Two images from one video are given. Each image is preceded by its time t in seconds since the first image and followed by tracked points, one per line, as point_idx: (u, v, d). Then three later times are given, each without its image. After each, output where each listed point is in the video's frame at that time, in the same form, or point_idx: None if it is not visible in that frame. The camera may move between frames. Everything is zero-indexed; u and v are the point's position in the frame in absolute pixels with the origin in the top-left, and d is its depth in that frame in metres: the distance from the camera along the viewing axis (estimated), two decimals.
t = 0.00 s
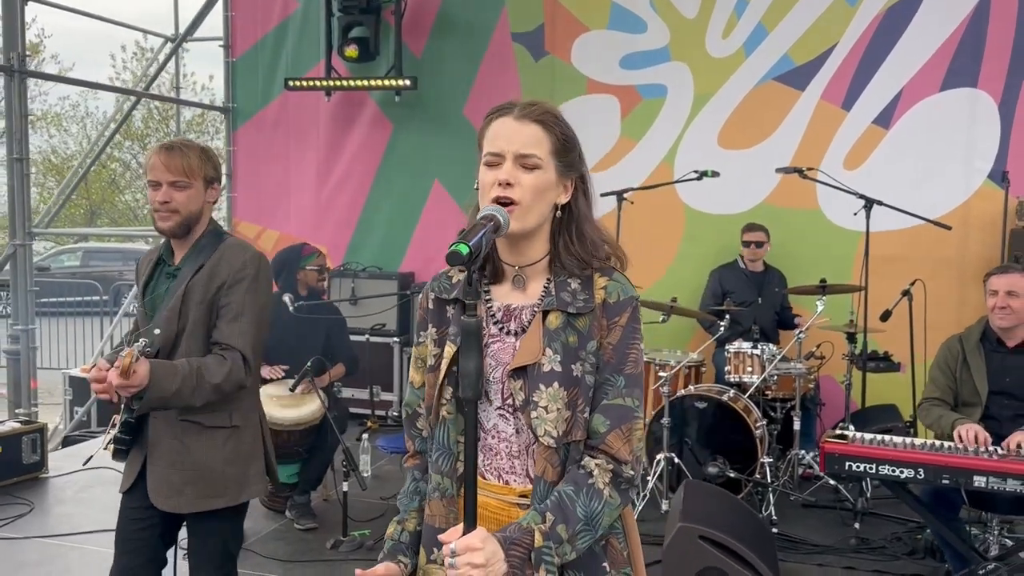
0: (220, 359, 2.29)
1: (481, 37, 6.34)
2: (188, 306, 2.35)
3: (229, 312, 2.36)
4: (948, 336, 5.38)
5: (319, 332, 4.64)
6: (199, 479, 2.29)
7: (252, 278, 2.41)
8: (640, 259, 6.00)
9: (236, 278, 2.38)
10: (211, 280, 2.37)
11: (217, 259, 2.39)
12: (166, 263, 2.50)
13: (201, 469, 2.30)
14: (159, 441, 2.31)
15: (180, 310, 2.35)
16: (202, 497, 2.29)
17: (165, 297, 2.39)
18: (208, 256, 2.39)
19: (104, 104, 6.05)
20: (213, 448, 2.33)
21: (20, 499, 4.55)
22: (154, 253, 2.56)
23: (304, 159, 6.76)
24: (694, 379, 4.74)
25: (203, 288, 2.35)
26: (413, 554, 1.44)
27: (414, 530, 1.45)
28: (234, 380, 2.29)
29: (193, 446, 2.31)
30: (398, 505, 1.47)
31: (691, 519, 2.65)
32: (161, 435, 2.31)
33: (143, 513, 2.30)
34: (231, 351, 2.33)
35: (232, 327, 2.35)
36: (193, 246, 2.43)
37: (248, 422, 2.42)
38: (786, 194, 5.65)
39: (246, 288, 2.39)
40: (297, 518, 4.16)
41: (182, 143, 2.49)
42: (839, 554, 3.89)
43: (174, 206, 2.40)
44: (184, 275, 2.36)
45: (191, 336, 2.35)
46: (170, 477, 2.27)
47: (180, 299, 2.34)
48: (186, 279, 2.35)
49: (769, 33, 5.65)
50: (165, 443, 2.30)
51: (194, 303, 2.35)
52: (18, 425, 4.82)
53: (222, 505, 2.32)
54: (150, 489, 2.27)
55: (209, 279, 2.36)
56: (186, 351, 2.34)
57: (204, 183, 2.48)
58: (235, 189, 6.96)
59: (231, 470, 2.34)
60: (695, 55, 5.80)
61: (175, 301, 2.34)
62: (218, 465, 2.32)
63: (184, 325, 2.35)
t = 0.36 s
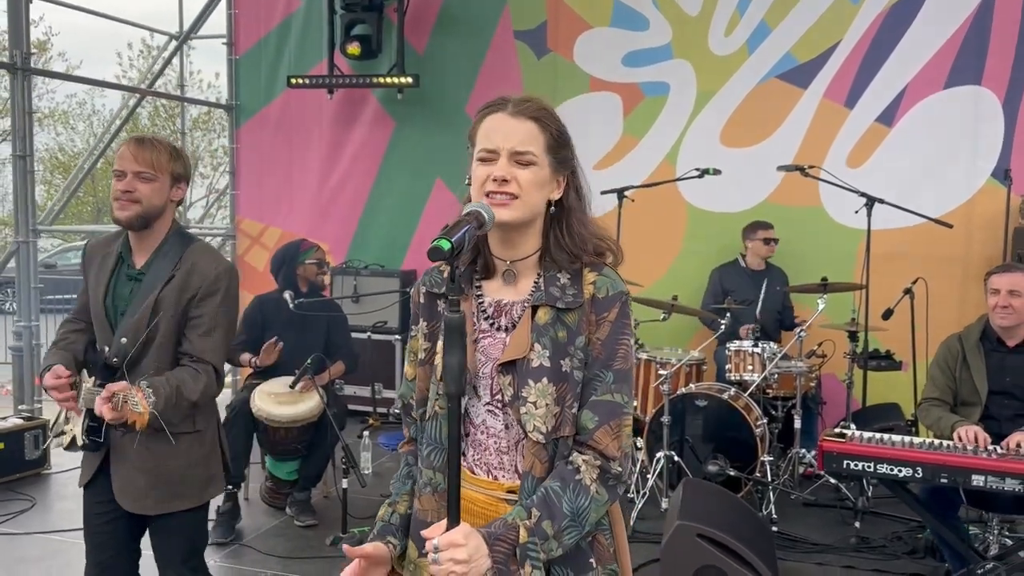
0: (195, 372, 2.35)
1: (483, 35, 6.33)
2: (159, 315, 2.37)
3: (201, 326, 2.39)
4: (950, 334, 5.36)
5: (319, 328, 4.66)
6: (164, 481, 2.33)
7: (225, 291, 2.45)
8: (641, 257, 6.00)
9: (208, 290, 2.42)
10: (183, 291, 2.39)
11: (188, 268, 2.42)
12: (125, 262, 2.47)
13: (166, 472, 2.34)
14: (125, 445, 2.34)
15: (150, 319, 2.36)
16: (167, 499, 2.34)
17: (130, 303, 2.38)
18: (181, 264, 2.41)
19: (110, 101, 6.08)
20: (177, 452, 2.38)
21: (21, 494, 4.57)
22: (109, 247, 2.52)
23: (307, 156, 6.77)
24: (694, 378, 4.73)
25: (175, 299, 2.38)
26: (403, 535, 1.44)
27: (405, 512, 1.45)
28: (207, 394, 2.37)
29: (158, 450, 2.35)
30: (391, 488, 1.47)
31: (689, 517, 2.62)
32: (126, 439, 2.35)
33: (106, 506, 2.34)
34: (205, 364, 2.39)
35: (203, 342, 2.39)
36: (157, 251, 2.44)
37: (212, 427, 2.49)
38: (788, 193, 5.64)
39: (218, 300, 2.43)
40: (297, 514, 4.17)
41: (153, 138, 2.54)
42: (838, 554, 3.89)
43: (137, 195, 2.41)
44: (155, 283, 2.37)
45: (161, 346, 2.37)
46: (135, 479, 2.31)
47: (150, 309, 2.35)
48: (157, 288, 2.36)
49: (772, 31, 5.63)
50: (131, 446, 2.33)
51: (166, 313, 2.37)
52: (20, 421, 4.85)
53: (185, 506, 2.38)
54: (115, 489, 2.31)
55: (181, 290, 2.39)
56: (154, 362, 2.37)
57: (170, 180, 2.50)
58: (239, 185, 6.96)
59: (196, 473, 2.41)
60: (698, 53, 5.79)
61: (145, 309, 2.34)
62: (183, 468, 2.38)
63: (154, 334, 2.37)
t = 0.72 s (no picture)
0: (179, 380, 2.40)
1: (489, 32, 6.33)
2: (144, 323, 2.38)
3: (184, 334, 2.41)
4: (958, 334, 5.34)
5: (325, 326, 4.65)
6: (144, 487, 2.33)
7: (210, 300, 2.45)
8: (646, 255, 5.99)
9: (193, 298, 2.43)
10: (168, 299, 2.41)
11: (172, 277, 2.43)
12: (105, 269, 2.46)
13: (145, 478, 2.34)
14: (101, 452, 2.35)
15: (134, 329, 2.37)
16: (148, 505, 2.33)
17: (113, 312, 2.38)
18: (166, 275, 2.42)
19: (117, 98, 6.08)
20: (155, 458, 2.38)
21: (27, 490, 4.60)
22: (85, 252, 2.51)
23: (313, 154, 6.78)
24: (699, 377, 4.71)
25: (160, 308, 2.39)
26: (400, 549, 1.44)
27: (401, 527, 1.45)
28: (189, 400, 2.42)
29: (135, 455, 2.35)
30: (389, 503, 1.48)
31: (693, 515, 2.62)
32: (102, 446, 2.35)
33: (77, 512, 2.35)
34: (187, 372, 2.43)
35: (186, 350, 2.41)
36: (139, 261, 2.44)
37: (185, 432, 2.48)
38: (794, 191, 5.62)
39: (203, 309, 2.44)
40: (302, 511, 4.18)
41: (131, 145, 2.48)
42: (843, 553, 3.88)
43: (118, 205, 2.37)
44: (140, 292, 2.38)
45: (145, 355, 2.39)
46: (114, 486, 2.30)
47: (135, 319, 2.36)
48: (143, 298, 2.37)
49: (779, 29, 5.62)
50: (108, 453, 2.33)
51: (151, 322, 2.39)
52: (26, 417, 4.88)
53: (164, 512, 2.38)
54: (92, 498, 2.30)
55: (167, 298, 2.41)
56: (137, 369, 2.39)
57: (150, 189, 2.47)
58: (245, 182, 6.97)
59: (170, 480, 2.41)
60: (705, 50, 5.77)
61: (130, 319, 2.35)
62: (160, 475, 2.38)
63: (138, 343, 2.39)
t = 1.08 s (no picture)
0: (188, 351, 2.36)
1: (499, 30, 6.32)
2: (150, 296, 2.35)
3: (191, 306, 2.39)
4: (970, 333, 5.32)
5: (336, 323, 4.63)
6: (161, 470, 2.33)
7: (215, 270, 2.43)
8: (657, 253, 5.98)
9: (197, 269, 2.40)
10: (172, 272, 2.38)
11: (177, 250, 2.40)
12: (112, 249, 2.44)
13: (162, 461, 2.34)
14: (117, 435, 2.34)
15: (141, 302, 2.34)
16: (168, 487, 2.34)
17: (121, 288, 2.36)
18: (169, 247, 2.40)
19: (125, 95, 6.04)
20: (171, 438, 2.37)
21: (39, 485, 4.62)
22: (99, 236, 2.50)
23: (324, 151, 6.77)
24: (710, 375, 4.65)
25: (165, 279, 2.36)
26: (420, 547, 1.44)
27: (422, 523, 1.45)
28: (201, 374, 2.38)
29: (152, 438, 2.34)
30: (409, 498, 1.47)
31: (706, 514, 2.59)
32: (117, 429, 2.34)
33: (100, 505, 2.36)
34: (197, 344, 2.39)
35: (195, 321, 2.39)
36: (145, 236, 2.41)
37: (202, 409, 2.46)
38: (806, 189, 5.60)
39: (209, 279, 2.42)
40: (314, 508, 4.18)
41: (137, 127, 2.48)
42: (855, 553, 3.86)
43: (124, 184, 2.37)
44: (144, 266, 2.35)
45: (154, 329, 2.36)
46: (130, 470, 2.30)
47: (141, 292, 2.34)
48: (146, 270, 2.34)
49: (791, 27, 5.59)
50: (124, 436, 2.33)
51: (157, 295, 2.36)
52: (38, 412, 4.90)
53: (185, 493, 2.38)
54: (111, 481, 2.31)
55: (171, 270, 2.38)
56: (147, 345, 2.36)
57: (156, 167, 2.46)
58: (255, 180, 6.89)
59: (191, 460, 2.40)
60: (716, 48, 5.75)
61: (137, 292, 2.33)
62: (177, 455, 2.37)
63: (145, 317, 2.36)
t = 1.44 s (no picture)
0: (217, 345, 2.23)
1: (512, 27, 6.31)
2: (180, 288, 2.28)
3: (222, 293, 2.27)
4: (987, 333, 5.28)
5: (350, 322, 4.65)
6: (208, 471, 2.23)
7: (242, 252, 2.32)
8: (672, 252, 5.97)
9: (223, 255, 2.29)
10: (201, 259, 2.28)
11: (203, 238, 2.31)
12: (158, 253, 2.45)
13: (209, 460, 2.24)
14: (161, 435, 2.24)
15: (173, 297, 2.28)
16: (213, 488, 2.24)
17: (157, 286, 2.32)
18: (197, 239, 2.31)
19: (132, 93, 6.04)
20: (217, 436, 2.27)
21: (54, 482, 4.63)
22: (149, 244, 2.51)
23: (335, 148, 6.78)
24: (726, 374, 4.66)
25: (193, 267, 2.27)
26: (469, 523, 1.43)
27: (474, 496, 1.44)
28: (233, 366, 2.23)
29: (197, 437, 2.25)
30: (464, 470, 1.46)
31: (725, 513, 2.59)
32: (160, 428, 2.24)
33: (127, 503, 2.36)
34: (229, 334, 2.26)
35: (226, 309, 2.27)
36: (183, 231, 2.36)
37: (251, 406, 2.36)
38: (821, 188, 5.57)
39: (236, 263, 2.30)
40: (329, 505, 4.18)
41: (173, 126, 2.47)
42: (872, 553, 3.85)
43: (165, 184, 2.36)
44: (173, 258, 2.29)
45: (187, 320, 2.28)
46: (178, 471, 2.21)
47: (171, 286, 2.27)
48: (174, 262, 2.28)
49: (806, 25, 5.57)
50: (167, 435, 2.24)
51: (186, 287, 2.27)
52: (53, 409, 4.91)
53: (235, 494, 2.27)
54: (157, 484, 2.22)
55: (199, 258, 2.28)
56: (183, 339, 2.27)
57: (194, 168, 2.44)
58: (266, 176, 6.97)
59: (243, 460, 2.30)
60: (730, 46, 5.73)
61: (165, 286, 2.27)
62: (224, 454, 2.26)
63: (179, 311, 2.29)
